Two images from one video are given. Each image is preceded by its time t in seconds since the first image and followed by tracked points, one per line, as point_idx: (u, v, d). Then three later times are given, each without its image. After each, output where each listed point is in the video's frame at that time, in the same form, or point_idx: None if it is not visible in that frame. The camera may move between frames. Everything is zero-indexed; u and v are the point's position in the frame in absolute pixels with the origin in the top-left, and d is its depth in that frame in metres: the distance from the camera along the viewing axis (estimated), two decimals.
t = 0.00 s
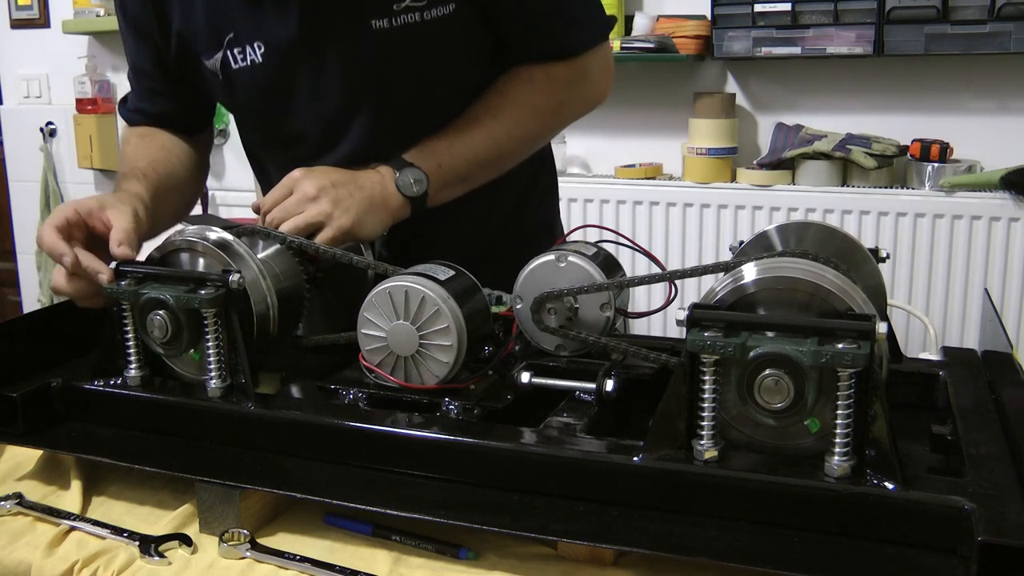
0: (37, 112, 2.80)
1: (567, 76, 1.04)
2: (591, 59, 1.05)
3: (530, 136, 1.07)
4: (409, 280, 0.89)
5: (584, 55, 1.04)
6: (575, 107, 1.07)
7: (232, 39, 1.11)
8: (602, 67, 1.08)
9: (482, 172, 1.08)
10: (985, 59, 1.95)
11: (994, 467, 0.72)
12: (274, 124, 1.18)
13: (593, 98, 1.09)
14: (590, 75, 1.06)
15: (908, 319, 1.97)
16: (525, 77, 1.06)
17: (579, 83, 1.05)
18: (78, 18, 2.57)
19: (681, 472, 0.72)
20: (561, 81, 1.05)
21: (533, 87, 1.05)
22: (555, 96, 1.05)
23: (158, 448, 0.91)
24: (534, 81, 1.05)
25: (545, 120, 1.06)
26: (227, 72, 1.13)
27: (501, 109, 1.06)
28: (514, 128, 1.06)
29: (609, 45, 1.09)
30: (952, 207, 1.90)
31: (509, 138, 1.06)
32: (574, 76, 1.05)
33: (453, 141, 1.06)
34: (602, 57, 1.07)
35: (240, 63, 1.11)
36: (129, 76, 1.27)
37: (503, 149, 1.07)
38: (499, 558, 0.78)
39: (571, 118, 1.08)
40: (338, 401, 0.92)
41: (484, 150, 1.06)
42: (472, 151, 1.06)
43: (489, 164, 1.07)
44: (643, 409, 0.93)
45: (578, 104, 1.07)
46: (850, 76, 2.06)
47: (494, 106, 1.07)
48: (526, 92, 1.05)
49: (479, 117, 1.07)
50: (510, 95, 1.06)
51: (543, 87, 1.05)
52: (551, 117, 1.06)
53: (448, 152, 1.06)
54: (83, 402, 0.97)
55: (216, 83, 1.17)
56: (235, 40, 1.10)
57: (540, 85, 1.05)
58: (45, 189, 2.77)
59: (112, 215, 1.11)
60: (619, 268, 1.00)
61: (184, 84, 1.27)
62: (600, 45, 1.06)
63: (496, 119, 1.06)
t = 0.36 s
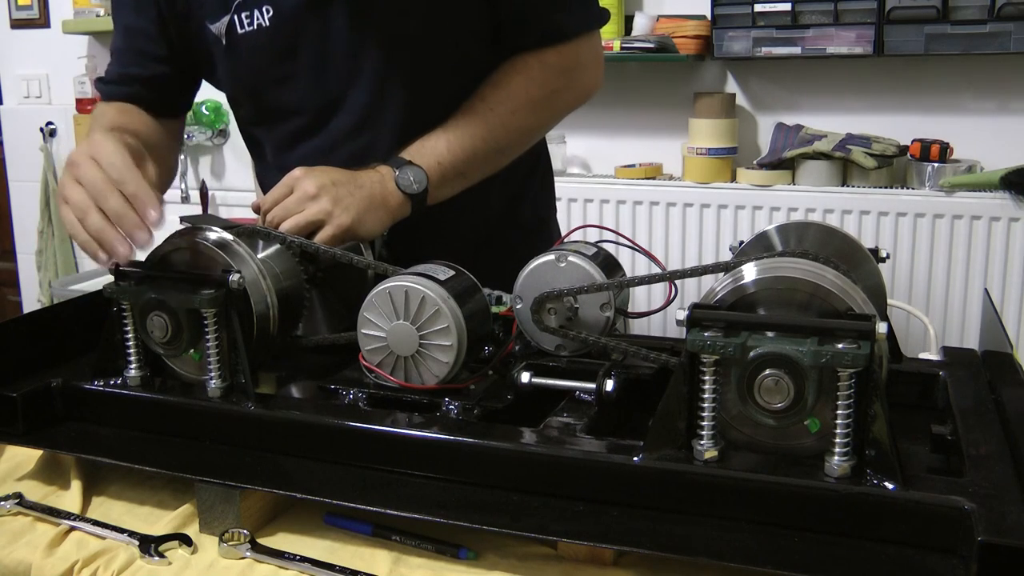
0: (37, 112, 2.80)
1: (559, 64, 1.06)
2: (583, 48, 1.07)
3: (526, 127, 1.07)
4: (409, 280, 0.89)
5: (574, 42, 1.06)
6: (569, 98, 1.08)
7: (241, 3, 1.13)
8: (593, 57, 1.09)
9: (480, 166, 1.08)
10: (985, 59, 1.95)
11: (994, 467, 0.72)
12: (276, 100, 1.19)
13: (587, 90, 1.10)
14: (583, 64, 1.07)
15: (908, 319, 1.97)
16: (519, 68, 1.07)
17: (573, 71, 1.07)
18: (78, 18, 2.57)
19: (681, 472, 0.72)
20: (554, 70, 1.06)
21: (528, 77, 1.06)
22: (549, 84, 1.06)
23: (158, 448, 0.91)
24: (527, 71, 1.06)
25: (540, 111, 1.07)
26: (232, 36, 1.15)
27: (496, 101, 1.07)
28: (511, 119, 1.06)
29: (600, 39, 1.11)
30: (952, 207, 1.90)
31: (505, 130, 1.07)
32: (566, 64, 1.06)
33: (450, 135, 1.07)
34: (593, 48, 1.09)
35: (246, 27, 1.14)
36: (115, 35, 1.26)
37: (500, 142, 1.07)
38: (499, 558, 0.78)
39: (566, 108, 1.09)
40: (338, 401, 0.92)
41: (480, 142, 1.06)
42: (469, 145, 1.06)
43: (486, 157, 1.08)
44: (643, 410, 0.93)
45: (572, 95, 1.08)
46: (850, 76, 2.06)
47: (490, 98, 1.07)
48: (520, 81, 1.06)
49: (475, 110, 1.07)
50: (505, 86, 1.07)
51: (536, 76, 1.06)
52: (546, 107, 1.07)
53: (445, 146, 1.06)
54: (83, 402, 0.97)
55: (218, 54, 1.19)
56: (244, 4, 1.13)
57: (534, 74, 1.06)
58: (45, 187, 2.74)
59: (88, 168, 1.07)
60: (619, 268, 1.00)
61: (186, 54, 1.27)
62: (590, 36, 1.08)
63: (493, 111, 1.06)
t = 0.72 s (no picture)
0: (37, 112, 2.79)
1: (558, 65, 1.06)
2: (581, 49, 1.08)
3: (525, 128, 1.07)
4: (410, 280, 0.89)
5: (572, 43, 1.07)
6: (568, 99, 1.09)
7: None
8: (591, 58, 1.10)
9: (480, 167, 1.08)
10: (985, 58, 1.95)
11: (994, 467, 0.72)
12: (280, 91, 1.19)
13: (585, 91, 1.10)
14: (581, 65, 1.08)
15: (908, 319, 1.97)
16: (518, 69, 1.07)
17: (571, 72, 1.07)
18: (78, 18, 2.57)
19: (681, 472, 0.72)
20: (553, 70, 1.06)
21: (527, 77, 1.06)
22: (549, 84, 1.06)
23: (158, 448, 0.91)
24: (526, 72, 1.06)
25: (539, 112, 1.07)
26: (243, 20, 1.15)
27: (495, 101, 1.07)
28: (510, 119, 1.06)
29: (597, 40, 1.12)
30: (952, 207, 1.90)
31: (504, 131, 1.07)
32: (565, 64, 1.07)
33: (449, 135, 1.06)
34: (591, 50, 1.09)
35: (258, 10, 1.14)
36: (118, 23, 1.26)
37: (499, 142, 1.07)
38: (500, 558, 0.78)
39: (564, 109, 1.09)
40: (338, 401, 0.92)
41: (480, 143, 1.06)
42: (468, 145, 1.06)
43: (486, 158, 1.07)
44: (643, 409, 0.93)
45: (571, 95, 1.08)
46: (849, 76, 2.07)
47: (489, 97, 1.07)
48: (519, 81, 1.06)
49: (474, 110, 1.07)
50: (504, 86, 1.07)
51: (536, 76, 1.06)
52: (545, 108, 1.07)
53: (444, 147, 1.06)
54: (83, 402, 0.97)
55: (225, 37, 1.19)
56: None
57: (533, 74, 1.06)
58: (45, 188, 2.78)
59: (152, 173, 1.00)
60: (619, 268, 1.00)
61: (188, 52, 1.28)
62: (588, 37, 1.09)
63: (492, 111, 1.06)
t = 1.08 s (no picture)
0: (37, 112, 2.79)
1: (558, 66, 1.06)
2: (581, 50, 1.08)
3: (525, 128, 1.07)
4: (410, 280, 0.89)
5: (572, 44, 1.06)
6: (569, 99, 1.09)
7: None
8: (591, 59, 1.09)
9: (480, 167, 1.08)
10: (985, 58, 1.95)
11: (994, 467, 0.72)
12: (282, 89, 1.20)
13: (585, 92, 1.10)
14: (581, 65, 1.08)
15: (908, 319, 1.97)
16: (519, 69, 1.07)
17: (571, 72, 1.07)
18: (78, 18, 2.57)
19: (681, 472, 0.72)
20: (553, 71, 1.06)
21: (527, 77, 1.06)
22: (549, 85, 1.06)
23: (158, 448, 0.91)
24: (527, 72, 1.06)
25: (539, 112, 1.07)
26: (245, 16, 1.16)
27: (495, 101, 1.07)
28: (510, 120, 1.06)
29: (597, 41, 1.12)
30: (952, 207, 1.90)
31: (504, 131, 1.07)
32: (565, 65, 1.07)
33: (448, 136, 1.06)
34: (591, 51, 1.09)
35: (258, 6, 1.15)
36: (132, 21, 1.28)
37: (499, 142, 1.07)
38: (500, 558, 0.78)
39: (565, 110, 1.09)
40: (338, 401, 0.92)
41: (480, 143, 1.06)
42: (467, 145, 1.06)
43: (486, 158, 1.07)
44: (643, 409, 0.93)
45: (570, 96, 1.09)
46: (849, 76, 2.07)
47: (490, 98, 1.07)
48: (519, 82, 1.06)
49: (474, 110, 1.07)
50: (503, 87, 1.07)
51: (536, 78, 1.06)
52: (545, 109, 1.07)
53: (444, 147, 1.06)
54: (83, 402, 0.97)
55: (228, 36, 1.19)
56: None
57: (533, 75, 1.06)
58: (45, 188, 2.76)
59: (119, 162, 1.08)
60: (619, 268, 1.00)
61: (191, 53, 1.28)
62: (589, 38, 1.09)
63: (492, 112, 1.06)
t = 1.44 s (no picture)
0: (37, 112, 2.79)
1: (559, 68, 1.06)
2: (583, 51, 1.08)
3: (526, 130, 1.07)
4: (410, 280, 0.89)
5: (574, 46, 1.06)
6: (570, 101, 1.08)
7: None
8: (592, 61, 1.09)
9: (481, 168, 1.08)
10: (985, 58, 1.95)
11: (994, 467, 0.72)
12: (283, 90, 1.20)
13: (586, 93, 1.10)
14: (583, 67, 1.08)
15: (908, 319, 1.97)
16: (520, 71, 1.07)
17: (573, 74, 1.07)
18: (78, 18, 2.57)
19: (681, 472, 0.72)
20: (554, 73, 1.06)
21: (528, 79, 1.06)
22: (550, 86, 1.06)
23: (158, 448, 0.91)
24: (528, 74, 1.06)
25: (540, 114, 1.07)
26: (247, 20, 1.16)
27: (496, 102, 1.07)
28: (510, 121, 1.06)
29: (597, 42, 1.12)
30: (952, 207, 1.90)
31: (505, 133, 1.07)
32: (566, 67, 1.07)
33: (449, 136, 1.06)
34: (593, 52, 1.09)
35: (259, 11, 1.15)
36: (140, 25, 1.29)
37: (500, 144, 1.07)
38: (500, 558, 0.78)
39: (566, 112, 1.09)
40: (338, 401, 0.92)
41: (480, 144, 1.06)
42: (468, 146, 1.06)
43: (487, 160, 1.07)
44: (643, 409, 0.93)
45: (572, 97, 1.08)
46: (849, 76, 2.07)
47: (491, 99, 1.07)
48: (520, 83, 1.06)
49: (475, 112, 1.07)
50: (504, 88, 1.07)
51: (537, 79, 1.06)
52: (546, 110, 1.07)
53: (444, 148, 1.06)
54: (83, 402, 0.97)
55: (229, 39, 1.19)
56: None
57: (534, 76, 1.06)
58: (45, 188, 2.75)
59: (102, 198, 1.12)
60: (619, 268, 1.00)
61: (191, 54, 1.28)
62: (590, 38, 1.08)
63: (494, 113, 1.06)
